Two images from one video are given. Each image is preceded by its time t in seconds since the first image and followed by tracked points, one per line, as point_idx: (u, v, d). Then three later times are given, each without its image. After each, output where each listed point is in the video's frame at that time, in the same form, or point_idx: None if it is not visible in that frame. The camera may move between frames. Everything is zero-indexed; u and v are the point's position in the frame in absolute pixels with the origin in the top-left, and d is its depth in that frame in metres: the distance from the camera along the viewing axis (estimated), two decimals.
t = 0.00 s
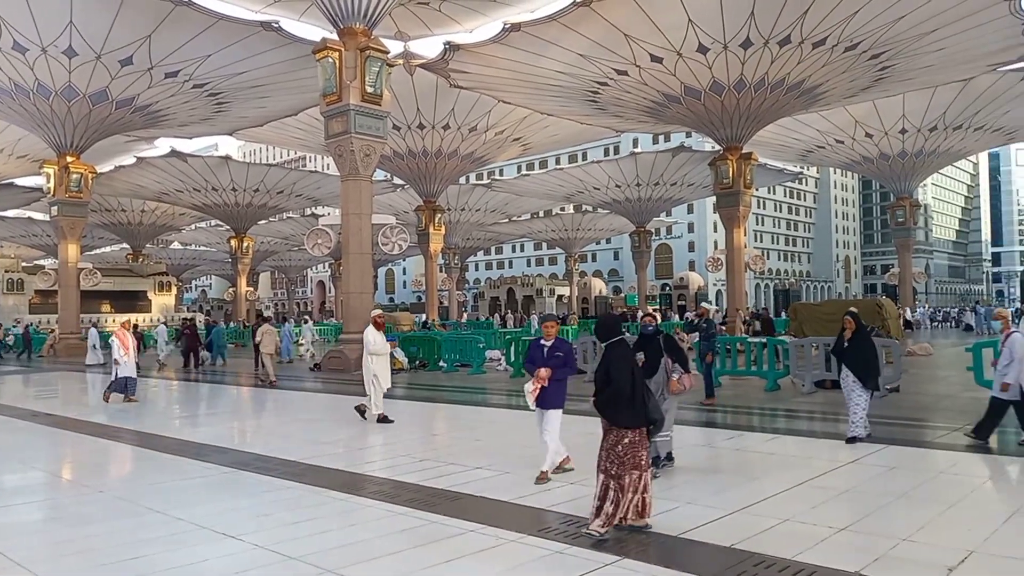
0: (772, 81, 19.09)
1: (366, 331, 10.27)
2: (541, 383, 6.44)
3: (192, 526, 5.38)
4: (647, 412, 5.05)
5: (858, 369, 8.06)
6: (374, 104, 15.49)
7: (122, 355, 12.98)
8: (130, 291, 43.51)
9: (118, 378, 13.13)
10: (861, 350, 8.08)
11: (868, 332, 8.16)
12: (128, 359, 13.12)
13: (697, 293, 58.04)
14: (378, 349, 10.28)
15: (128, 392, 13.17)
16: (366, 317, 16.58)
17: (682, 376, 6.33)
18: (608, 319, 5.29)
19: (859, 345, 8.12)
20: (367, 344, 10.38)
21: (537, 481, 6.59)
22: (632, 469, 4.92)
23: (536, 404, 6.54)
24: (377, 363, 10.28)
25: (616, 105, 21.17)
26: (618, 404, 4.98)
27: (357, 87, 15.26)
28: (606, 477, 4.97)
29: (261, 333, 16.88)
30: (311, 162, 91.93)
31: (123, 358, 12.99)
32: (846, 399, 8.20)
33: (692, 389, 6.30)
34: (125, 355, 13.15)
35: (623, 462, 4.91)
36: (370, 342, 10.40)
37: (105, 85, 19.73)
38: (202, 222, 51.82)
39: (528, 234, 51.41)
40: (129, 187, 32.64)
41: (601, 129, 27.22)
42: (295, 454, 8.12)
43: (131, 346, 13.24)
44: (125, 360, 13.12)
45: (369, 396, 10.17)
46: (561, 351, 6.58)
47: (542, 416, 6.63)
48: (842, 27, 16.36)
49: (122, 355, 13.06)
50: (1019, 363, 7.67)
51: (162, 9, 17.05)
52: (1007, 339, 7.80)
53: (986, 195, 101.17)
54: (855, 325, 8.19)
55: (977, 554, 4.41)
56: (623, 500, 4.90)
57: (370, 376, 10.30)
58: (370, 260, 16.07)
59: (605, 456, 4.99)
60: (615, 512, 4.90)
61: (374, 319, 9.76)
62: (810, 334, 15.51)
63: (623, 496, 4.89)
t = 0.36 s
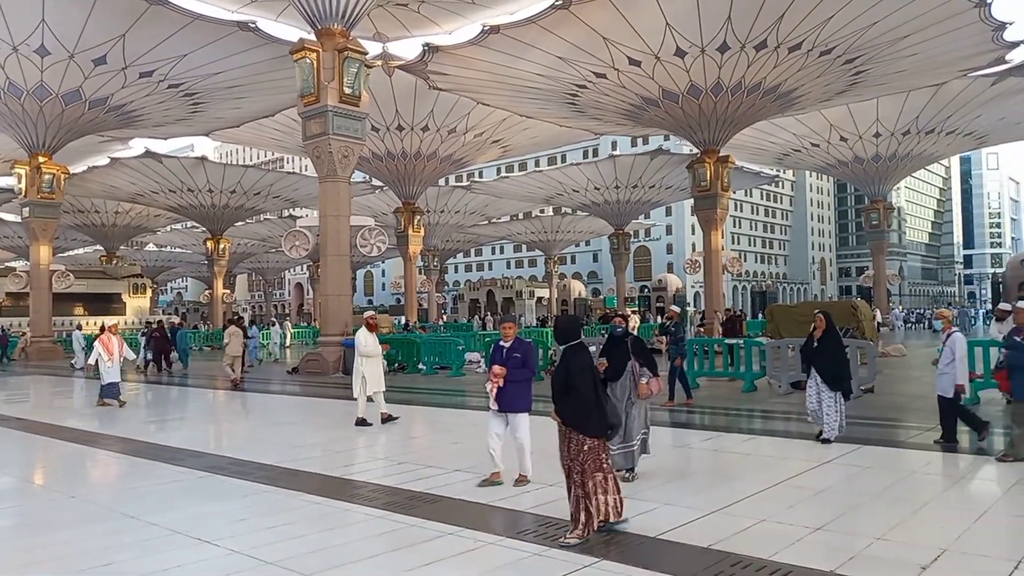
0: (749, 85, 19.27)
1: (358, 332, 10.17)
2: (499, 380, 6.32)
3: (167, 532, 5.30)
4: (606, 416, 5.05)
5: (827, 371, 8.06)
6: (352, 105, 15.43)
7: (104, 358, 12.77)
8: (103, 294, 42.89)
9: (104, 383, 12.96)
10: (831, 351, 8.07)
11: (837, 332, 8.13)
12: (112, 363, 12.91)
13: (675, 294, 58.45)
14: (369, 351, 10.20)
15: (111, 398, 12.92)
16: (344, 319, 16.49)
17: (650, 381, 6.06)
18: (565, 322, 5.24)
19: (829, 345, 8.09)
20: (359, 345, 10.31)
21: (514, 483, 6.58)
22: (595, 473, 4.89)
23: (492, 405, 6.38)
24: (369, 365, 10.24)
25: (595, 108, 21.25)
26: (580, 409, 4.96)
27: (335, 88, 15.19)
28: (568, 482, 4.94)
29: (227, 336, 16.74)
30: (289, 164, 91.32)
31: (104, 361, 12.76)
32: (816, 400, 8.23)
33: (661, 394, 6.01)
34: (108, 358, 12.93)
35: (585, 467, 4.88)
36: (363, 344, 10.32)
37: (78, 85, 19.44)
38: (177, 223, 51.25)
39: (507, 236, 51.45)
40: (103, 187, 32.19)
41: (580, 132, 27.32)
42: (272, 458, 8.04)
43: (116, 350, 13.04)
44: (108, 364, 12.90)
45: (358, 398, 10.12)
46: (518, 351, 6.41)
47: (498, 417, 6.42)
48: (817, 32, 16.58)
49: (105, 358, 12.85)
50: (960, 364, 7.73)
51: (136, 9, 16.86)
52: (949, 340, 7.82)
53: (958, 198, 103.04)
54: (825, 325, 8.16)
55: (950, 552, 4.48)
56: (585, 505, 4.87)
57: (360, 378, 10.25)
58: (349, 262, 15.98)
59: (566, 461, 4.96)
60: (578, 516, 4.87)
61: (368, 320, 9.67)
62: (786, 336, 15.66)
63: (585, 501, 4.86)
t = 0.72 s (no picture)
0: (731, 93, 19.44)
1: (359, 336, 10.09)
2: (457, 391, 6.11)
3: (144, 539, 5.24)
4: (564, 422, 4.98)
5: (802, 382, 7.91)
6: (335, 109, 15.37)
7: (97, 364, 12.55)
8: (82, 298, 42.34)
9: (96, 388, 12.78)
10: (804, 361, 7.95)
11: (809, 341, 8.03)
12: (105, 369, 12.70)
13: (658, 301, 58.73)
14: (369, 354, 10.14)
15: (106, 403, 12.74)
16: (326, 325, 16.40)
17: (612, 390, 6.06)
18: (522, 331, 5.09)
19: (802, 354, 7.97)
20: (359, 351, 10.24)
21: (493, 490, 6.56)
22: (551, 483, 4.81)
23: (451, 414, 6.17)
24: (370, 369, 10.14)
25: (579, 114, 21.33)
26: (537, 420, 4.87)
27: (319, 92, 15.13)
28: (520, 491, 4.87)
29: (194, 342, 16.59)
30: (272, 168, 90.87)
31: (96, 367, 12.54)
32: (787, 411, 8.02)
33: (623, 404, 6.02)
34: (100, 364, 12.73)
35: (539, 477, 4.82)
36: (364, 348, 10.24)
37: (57, 87, 19.24)
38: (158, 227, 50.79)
39: (491, 242, 51.48)
40: (82, 190, 31.83)
41: (564, 138, 27.41)
42: (252, 463, 7.97)
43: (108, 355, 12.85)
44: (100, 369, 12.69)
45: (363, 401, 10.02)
46: (475, 357, 6.19)
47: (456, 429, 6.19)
48: (798, 41, 16.77)
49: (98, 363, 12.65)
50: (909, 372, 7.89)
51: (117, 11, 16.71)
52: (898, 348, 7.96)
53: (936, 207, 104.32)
54: (797, 333, 7.98)
55: (926, 557, 4.53)
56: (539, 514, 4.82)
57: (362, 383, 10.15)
58: (331, 267, 15.90)
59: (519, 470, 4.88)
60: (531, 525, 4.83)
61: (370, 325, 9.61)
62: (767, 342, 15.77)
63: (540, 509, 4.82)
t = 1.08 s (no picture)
0: (710, 97, 19.60)
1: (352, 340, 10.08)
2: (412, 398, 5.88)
3: (117, 543, 5.17)
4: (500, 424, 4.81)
5: (768, 385, 7.97)
6: (315, 109, 15.29)
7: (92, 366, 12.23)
8: (55, 298, 41.65)
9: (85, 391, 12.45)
10: (769, 361, 8.01)
11: (774, 341, 8.08)
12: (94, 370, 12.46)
13: (637, 302, 59.02)
14: (364, 357, 10.19)
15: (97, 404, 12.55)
16: (305, 326, 16.29)
17: (566, 390, 6.18)
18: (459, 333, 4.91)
19: (768, 355, 8.04)
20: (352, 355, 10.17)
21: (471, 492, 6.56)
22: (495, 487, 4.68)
23: (409, 419, 6.02)
24: (365, 372, 10.13)
25: (560, 117, 21.39)
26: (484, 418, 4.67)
27: (298, 92, 15.03)
28: (461, 496, 4.65)
29: (157, 343, 16.62)
30: (250, 168, 90.10)
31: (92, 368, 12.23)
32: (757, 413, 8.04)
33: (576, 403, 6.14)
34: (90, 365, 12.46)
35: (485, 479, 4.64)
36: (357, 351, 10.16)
37: (31, 84, 18.93)
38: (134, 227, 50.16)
39: (471, 243, 51.43)
40: (56, 189, 31.34)
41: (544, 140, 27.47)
42: (230, 467, 7.89)
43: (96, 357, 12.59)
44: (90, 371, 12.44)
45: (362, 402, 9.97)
46: (433, 364, 5.91)
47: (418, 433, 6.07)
48: (776, 46, 16.94)
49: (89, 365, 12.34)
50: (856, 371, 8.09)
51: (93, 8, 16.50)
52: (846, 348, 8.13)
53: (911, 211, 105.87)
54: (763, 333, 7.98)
55: (900, 557, 4.59)
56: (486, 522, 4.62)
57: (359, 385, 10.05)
58: (310, 268, 15.80)
59: (464, 475, 4.64)
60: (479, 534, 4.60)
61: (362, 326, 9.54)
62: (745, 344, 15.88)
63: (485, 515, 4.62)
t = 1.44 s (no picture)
0: (685, 98, 19.74)
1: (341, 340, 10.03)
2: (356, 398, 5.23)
3: (85, 545, 5.08)
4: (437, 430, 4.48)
5: (732, 386, 7.89)
6: (289, 106, 15.14)
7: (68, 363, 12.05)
8: (22, 297, 40.83)
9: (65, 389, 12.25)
10: (735, 362, 7.93)
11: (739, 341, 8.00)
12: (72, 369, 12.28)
13: (613, 302, 59.27)
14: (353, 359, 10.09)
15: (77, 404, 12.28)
16: (279, 325, 16.12)
17: (527, 397, 6.09)
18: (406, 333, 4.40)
19: (733, 356, 7.95)
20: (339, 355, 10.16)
21: (446, 492, 6.54)
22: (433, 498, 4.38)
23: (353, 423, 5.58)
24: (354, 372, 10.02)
25: (536, 116, 21.40)
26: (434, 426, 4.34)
27: (272, 89, 14.87)
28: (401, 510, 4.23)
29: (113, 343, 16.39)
30: (223, 165, 89.07)
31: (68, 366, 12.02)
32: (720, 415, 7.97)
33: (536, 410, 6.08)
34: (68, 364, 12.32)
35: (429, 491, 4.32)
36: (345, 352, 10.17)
37: None
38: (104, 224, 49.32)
39: (448, 242, 51.32)
40: (23, 185, 30.72)
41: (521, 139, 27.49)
42: (201, 467, 7.79)
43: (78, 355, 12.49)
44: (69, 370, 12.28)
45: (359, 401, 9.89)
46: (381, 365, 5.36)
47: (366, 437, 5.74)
48: (750, 48, 17.11)
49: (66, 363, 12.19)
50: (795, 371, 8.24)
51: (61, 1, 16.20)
52: (786, 349, 8.27)
53: (881, 212, 107.60)
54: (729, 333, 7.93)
55: (870, 552, 4.66)
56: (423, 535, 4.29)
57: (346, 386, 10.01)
58: (284, 267, 15.63)
59: (409, 487, 4.26)
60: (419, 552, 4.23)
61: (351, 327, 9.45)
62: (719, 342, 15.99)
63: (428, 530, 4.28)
